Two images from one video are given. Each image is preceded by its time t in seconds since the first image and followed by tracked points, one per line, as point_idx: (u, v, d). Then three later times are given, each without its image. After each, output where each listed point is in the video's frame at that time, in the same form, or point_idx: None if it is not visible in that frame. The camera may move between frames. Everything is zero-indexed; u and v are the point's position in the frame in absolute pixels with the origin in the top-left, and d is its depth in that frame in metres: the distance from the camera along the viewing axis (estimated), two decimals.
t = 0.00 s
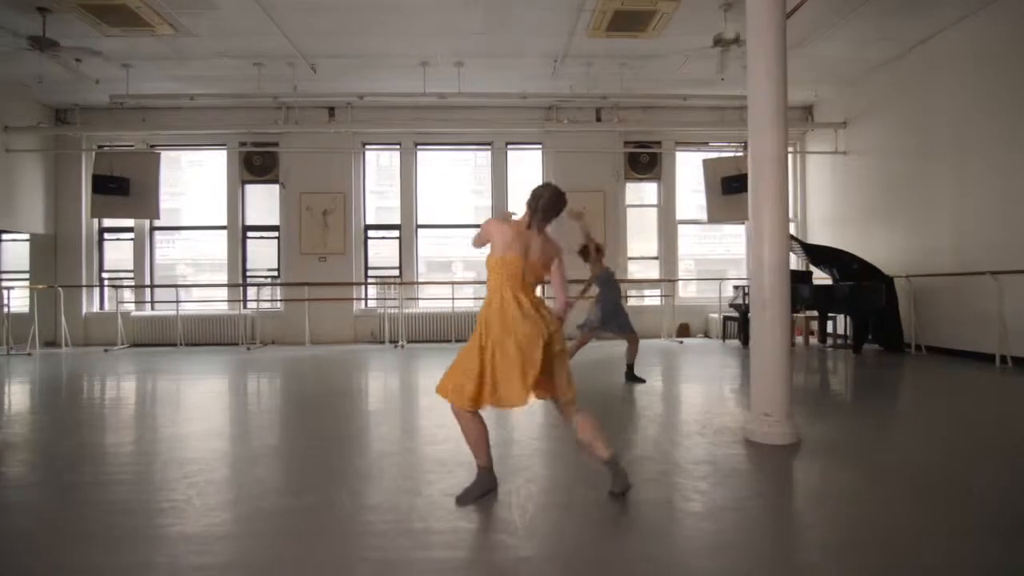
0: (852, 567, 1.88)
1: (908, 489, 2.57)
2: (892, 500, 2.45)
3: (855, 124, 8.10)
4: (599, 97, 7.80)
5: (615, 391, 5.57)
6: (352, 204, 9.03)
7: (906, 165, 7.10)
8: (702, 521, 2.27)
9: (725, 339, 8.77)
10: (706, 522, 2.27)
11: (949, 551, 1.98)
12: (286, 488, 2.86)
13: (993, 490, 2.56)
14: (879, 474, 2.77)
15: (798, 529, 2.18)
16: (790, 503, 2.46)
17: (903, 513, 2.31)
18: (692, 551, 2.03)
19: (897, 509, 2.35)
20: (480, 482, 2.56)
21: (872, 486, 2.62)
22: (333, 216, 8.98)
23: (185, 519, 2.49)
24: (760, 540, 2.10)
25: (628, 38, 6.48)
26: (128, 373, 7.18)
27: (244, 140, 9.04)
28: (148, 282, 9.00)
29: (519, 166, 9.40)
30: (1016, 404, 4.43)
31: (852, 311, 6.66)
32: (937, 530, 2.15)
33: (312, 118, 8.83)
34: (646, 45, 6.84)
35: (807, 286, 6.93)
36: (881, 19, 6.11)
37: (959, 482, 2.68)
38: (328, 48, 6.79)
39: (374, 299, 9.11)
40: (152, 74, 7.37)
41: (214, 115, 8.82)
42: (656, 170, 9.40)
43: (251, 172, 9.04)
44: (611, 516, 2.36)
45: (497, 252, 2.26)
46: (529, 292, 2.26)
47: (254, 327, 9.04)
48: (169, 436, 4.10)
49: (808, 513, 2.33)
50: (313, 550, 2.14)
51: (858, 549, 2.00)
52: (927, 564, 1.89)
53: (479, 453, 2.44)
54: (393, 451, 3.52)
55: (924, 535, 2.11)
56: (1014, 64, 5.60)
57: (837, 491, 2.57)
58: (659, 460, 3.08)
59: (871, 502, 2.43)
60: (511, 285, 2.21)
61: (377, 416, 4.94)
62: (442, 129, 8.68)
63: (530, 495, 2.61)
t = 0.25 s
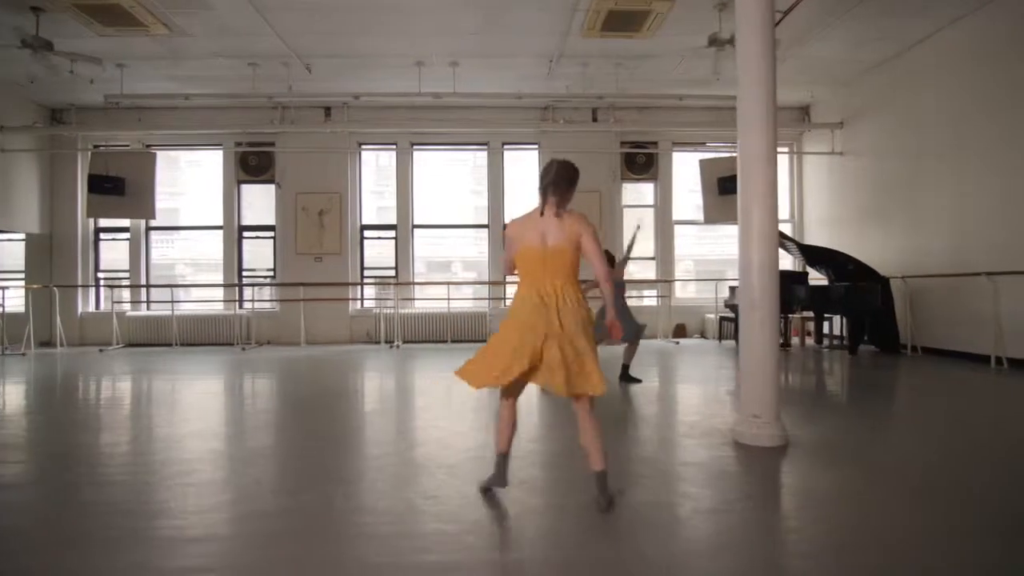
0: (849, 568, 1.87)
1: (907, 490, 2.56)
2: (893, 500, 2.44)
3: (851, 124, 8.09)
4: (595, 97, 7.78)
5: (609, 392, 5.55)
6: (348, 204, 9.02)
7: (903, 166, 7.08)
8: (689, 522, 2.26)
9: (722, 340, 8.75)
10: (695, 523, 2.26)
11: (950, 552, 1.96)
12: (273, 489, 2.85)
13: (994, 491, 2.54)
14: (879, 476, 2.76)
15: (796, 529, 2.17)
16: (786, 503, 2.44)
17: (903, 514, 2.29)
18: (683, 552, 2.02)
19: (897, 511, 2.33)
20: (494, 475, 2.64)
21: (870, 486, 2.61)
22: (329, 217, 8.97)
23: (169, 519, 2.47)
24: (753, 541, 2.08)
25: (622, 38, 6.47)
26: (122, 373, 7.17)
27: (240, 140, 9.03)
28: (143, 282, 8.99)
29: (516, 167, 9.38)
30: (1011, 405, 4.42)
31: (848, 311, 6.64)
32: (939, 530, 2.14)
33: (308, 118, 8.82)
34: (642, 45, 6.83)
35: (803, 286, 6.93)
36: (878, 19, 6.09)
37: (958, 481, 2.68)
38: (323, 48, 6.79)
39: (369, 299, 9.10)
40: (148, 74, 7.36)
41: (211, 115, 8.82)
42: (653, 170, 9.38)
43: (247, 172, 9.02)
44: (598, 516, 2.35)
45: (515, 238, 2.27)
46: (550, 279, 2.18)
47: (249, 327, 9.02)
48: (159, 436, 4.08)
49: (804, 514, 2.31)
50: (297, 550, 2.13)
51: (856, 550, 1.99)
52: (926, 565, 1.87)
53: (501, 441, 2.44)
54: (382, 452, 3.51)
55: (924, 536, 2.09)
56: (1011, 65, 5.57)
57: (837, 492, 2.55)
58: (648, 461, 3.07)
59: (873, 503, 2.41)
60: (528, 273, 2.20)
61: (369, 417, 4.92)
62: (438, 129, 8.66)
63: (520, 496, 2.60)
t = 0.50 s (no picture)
0: (847, 568, 1.86)
1: (905, 489, 2.57)
2: (891, 500, 2.44)
3: (844, 126, 8.12)
4: (590, 98, 7.79)
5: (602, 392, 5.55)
6: (343, 204, 8.99)
7: (896, 167, 7.10)
8: (681, 521, 2.26)
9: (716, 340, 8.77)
10: (689, 522, 2.25)
11: (950, 552, 1.96)
12: (262, 489, 2.83)
13: (991, 491, 2.55)
14: (876, 476, 2.76)
15: (794, 529, 2.16)
16: (784, 503, 2.44)
17: (901, 514, 2.29)
18: (679, 552, 2.01)
19: (894, 511, 2.33)
20: (517, 469, 2.69)
21: (867, 486, 2.61)
22: (323, 216, 8.94)
23: (159, 519, 2.45)
24: (750, 541, 2.08)
25: (617, 38, 6.48)
26: (113, 373, 7.12)
27: (234, 139, 8.99)
28: (135, 282, 8.94)
29: (511, 167, 9.38)
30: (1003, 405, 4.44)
31: (840, 312, 6.65)
32: (938, 530, 2.14)
33: (302, 117, 8.79)
34: (637, 46, 6.84)
35: (795, 287, 6.95)
36: (871, 21, 6.11)
37: (956, 481, 2.68)
38: (317, 47, 6.77)
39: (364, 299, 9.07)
40: (141, 72, 7.32)
41: (205, 114, 8.78)
42: (648, 171, 9.39)
43: (241, 171, 8.99)
44: (592, 516, 2.34)
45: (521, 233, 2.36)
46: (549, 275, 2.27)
47: (243, 327, 8.98)
48: (150, 436, 4.06)
49: (801, 514, 2.31)
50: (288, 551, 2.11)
51: (856, 550, 1.99)
52: (925, 565, 1.87)
53: (519, 437, 2.51)
54: (373, 453, 3.49)
55: (923, 536, 2.09)
56: (1005, 66, 5.59)
57: (835, 492, 2.55)
58: (638, 461, 3.06)
59: (872, 503, 2.41)
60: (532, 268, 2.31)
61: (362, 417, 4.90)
62: (433, 129, 8.65)
63: (514, 495, 2.60)
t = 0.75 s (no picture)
0: (843, 568, 1.84)
1: (896, 489, 2.56)
2: (883, 500, 2.43)
3: (828, 130, 8.23)
4: (578, 98, 7.78)
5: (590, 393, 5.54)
6: (328, 203, 8.87)
7: (879, 170, 7.19)
8: (673, 522, 2.23)
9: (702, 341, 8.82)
10: (682, 522, 2.23)
11: (945, 551, 1.95)
12: (244, 491, 2.76)
13: (982, 490, 2.55)
14: (867, 475, 2.76)
15: (788, 529, 2.15)
16: (776, 502, 2.42)
17: (894, 513, 2.29)
18: (673, 552, 1.98)
19: (887, 510, 2.32)
20: (503, 476, 2.56)
21: (858, 486, 2.61)
22: (308, 215, 8.82)
23: (134, 525, 2.36)
24: (744, 541, 2.05)
25: (605, 40, 6.48)
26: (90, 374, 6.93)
27: (217, 136, 8.82)
28: (114, 281, 8.73)
29: (499, 167, 9.35)
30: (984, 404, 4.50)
31: (822, 313, 6.74)
32: (932, 529, 2.13)
33: (287, 114, 8.65)
34: (624, 49, 6.85)
35: (779, 288, 7.01)
36: (855, 26, 6.19)
37: (946, 481, 2.68)
38: (301, 43, 6.66)
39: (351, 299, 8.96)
40: (120, 66, 7.14)
41: (186, 109, 8.59)
42: (635, 172, 9.42)
43: (223, 169, 8.82)
44: (583, 516, 2.30)
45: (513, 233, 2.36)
46: (533, 274, 2.23)
47: (226, 327, 8.82)
48: (130, 439, 3.95)
49: (794, 513, 2.30)
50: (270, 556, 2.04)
51: (851, 549, 1.97)
52: (920, 564, 1.85)
53: (503, 444, 2.39)
54: (360, 454, 3.43)
55: (917, 535, 2.08)
56: (985, 71, 5.67)
57: (828, 491, 2.54)
58: (626, 460, 3.05)
59: (865, 502, 2.41)
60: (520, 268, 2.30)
61: (348, 418, 4.83)
62: (420, 127, 8.57)
63: (503, 495, 2.55)
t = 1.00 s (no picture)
0: (836, 567, 1.88)
1: (884, 488, 2.62)
2: (872, 500, 2.49)
3: (810, 134, 8.38)
4: (566, 100, 7.80)
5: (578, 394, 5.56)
6: (313, 201, 8.78)
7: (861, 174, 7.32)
8: (667, 522, 2.25)
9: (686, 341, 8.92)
10: (676, 523, 2.25)
11: (934, 550, 2.00)
12: (233, 495, 2.72)
13: (967, 489, 2.62)
14: (855, 475, 2.81)
15: (782, 529, 2.18)
16: (768, 502, 2.46)
17: (884, 512, 2.34)
18: (669, 553, 1.99)
19: (878, 509, 2.37)
20: (496, 478, 2.55)
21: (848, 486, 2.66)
22: (293, 214, 8.71)
23: (120, 531, 2.30)
24: (738, 541, 2.08)
25: (593, 42, 6.51)
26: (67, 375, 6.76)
27: (199, 132, 8.67)
28: (92, 279, 8.53)
29: (487, 168, 9.34)
30: (962, 404, 4.62)
31: (805, 315, 6.85)
32: (921, 528, 2.18)
33: (271, 111, 8.54)
34: (612, 51, 6.89)
35: (763, 289, 7.11)
36: (839, 32, 6.30)
37: (933, 480, 2.74)
38: (287, 40, 6.58)
39: (335, 299, 8.87)
40: (100, 60, 6.99)
41: (167, 105, 8.43)
42: (622, 174, 9.48)
43: (206, 166, 8.68)
44: (577, 517, 2.31)
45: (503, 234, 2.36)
46: (522, 275, 2.24)
47: (207, 327, 8.67)
48: (111, 441, 3.86)
49: (786, 513, 2.34)
50: (262, 562, 2.00)
51: (844, 548, 2.01)
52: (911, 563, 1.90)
53: (491, 447, 2.38)
54: (349, 456, 3.41)
55: (907, 535, 2.13)
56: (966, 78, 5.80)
57: (819, 491, 2.59)
58: (617, 460, 3.07)
59: (855, 502, 2.46)
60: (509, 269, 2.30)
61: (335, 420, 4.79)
62: (407, 127, 8.53)
63: (496, 497, 2.55)
